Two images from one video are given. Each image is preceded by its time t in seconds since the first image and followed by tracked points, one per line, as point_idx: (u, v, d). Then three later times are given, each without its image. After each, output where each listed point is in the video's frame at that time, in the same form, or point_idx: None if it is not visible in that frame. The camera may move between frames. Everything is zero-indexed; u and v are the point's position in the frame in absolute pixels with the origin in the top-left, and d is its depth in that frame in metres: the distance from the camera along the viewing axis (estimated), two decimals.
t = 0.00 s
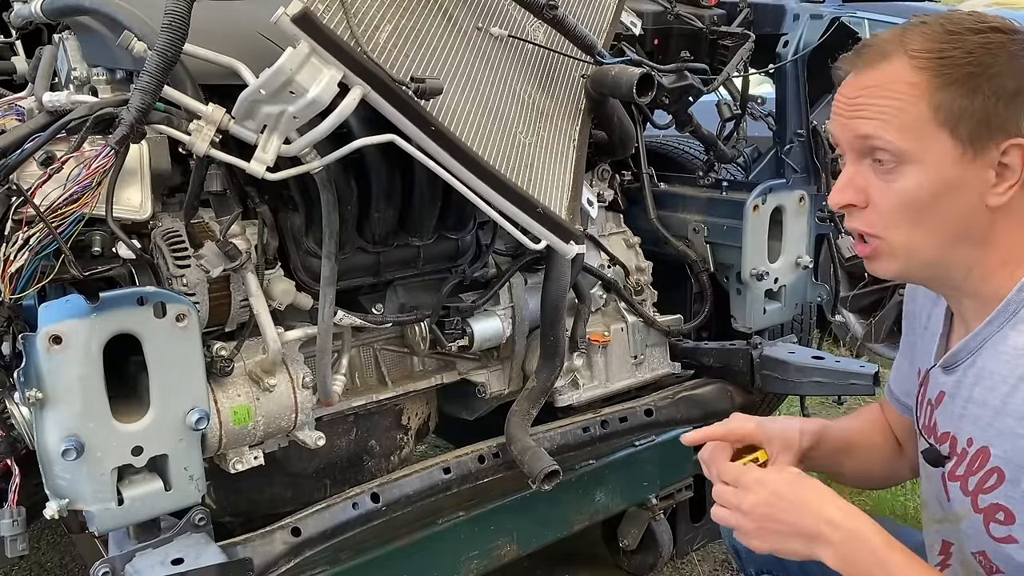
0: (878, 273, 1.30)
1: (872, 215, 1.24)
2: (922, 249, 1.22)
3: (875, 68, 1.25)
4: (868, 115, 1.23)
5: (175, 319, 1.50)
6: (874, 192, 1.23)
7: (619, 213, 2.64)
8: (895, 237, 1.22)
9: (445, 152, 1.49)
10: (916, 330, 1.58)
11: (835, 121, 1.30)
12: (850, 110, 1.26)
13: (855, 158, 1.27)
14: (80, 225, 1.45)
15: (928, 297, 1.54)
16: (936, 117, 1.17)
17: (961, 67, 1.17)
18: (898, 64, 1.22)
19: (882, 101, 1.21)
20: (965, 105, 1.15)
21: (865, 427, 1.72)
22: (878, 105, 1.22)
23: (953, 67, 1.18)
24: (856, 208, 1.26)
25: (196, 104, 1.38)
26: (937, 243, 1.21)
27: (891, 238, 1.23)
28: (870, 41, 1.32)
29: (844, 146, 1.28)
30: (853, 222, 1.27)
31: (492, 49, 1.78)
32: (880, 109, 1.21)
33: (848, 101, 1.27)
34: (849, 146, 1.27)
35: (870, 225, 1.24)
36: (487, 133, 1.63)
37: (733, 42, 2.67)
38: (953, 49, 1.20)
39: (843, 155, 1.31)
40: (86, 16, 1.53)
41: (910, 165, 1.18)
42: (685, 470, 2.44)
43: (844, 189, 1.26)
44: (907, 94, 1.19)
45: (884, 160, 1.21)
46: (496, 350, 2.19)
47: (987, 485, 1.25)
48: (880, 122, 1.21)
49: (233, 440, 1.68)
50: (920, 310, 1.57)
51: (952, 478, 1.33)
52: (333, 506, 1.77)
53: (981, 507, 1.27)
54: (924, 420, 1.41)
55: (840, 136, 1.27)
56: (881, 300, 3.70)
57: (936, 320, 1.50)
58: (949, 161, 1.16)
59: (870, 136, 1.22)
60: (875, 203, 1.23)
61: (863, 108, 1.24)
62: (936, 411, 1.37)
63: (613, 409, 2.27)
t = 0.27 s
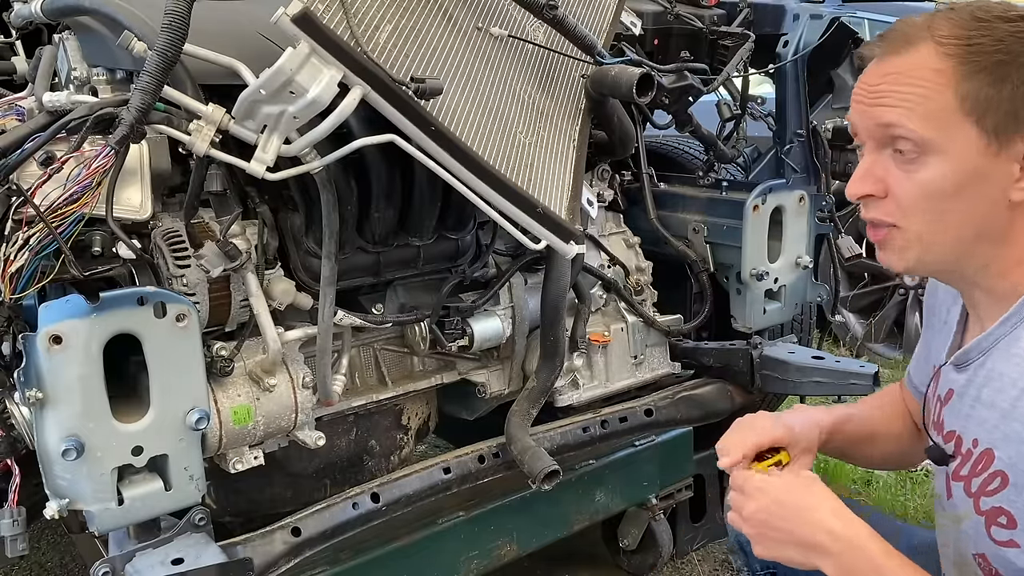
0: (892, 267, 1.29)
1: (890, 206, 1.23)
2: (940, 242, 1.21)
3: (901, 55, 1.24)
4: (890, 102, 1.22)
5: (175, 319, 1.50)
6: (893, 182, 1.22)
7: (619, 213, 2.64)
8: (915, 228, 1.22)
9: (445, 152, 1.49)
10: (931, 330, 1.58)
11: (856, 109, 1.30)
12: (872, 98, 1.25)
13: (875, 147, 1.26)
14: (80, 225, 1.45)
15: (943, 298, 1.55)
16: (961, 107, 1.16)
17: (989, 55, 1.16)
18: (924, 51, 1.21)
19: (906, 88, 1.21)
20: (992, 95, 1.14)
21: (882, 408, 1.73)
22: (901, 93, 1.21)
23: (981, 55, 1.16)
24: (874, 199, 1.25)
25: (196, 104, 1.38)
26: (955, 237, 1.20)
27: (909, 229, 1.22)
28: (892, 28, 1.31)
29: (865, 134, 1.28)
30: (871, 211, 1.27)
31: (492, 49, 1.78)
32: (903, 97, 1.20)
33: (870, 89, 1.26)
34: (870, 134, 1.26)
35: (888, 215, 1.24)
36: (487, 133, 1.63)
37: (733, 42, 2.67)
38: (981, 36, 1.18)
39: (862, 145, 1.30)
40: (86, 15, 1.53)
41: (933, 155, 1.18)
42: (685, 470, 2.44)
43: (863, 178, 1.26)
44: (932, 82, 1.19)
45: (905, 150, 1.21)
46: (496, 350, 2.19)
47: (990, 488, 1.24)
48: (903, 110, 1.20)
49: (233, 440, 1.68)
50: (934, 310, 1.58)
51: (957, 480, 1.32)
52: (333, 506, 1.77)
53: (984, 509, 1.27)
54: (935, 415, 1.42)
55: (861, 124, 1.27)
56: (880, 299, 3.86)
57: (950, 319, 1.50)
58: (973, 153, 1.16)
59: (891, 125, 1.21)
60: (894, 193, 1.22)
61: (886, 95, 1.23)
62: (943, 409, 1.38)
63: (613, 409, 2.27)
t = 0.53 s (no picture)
0: (908, 280, 1.29)
1: (906, 220, 1.24)
2: (960, 255, 1.21)
3: (915, 65, 1.23)
4: (904, 115, 1.22)
5: (175, 319, 1.50)
6: (908, 197, 1.22)
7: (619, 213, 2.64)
8: (933, 242, 1.21)
9: (445, 152, 1.49)
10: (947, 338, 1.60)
11: (869, 123, 1.30)
12: (887, 110, 1.25)
13: (891, 161, 1.26)
14: (80, 225, 1.45)
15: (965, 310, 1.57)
16: (977, 120, 1.15)
17: (1006, 65, 1.15)
18: (939, 62, 1.20)
19: (919, 102, 1.20)
20: (1009, 107, 1.13)
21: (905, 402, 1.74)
22: (916, 106, 1.20)
23: (997, 66, 1.15)
24: (890, 213, 1.25)
25: (196, 104, 1.38)
26: (974, 250, 1.20)
27: (925, 244, 1.22)
28: (907, 37, 1.30)
29: (880, 147, 1.28)
30: (887, 225, 1.27)
31: (492, 49, 1.78)
32: (918, 110, 1.20)
33: (884, 101, 1.26)
34: (884, 149, 1.26)
35: (904, 229, 1.24)
36: (487, 133, 1.63)
37: (733, 42, 2.67)
38: (998, 45, 1.17)
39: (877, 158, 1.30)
40: (86, 15, 1.53)
41: (949, 170, 1.17)
42: (685, 470, 2.44)
43: (878, 192, 1.26)
44: (946, 95, 1.18)
45: (921, 164, 1.21)
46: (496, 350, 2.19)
47: (1012, 502, 1.24)
48: (917, 124, 1.20)
49: (233, 440, 1.68)
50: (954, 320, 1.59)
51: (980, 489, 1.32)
52: (333, 506, 1.77)
53: (1004, 523, 1.26)
54: (955, 422, 1.41)
55: (876, 137, 1.27)
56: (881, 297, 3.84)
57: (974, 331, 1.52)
58: (989, 168, 1.15)
59: (905, 140, 1.21)
60: (911, 208, 1.22)
61: (901, 109, 1.22)
62: (965, 416, 1.37)
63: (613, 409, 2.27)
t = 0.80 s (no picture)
0: (982, 285, 1.16)
1: (984, 226, 1.09)
2: None
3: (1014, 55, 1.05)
4: (991, 115, 1.05)
5: (175, 319, 1.50)
6: (988, 203, 1.07)
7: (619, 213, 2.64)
8: (1010, 255, 1.08)
9: (445, 152, 1.49)
10: (964, 330, 1.39)
11: (953, 112, 1.13)
12: (974, 104, 1.08)
13: (970, 161, 1.10)
14: (80, 225, 1.45)
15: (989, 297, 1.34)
16: None
17: None
18: None
19: (1010, 101, 1.04)
20: None
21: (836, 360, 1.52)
22: (1006, 105, 1.04)
23: None
24: (965, 217, 1.11)
25: (196, 104, 1.38)
26: None
27: (1001, 256, 1.09)
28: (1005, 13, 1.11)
29: (960, 142, 1.12)
30: (960, 230, 1.12)
31: (492, 49, 1.78)
32: (1008, 109, 1.04)
33: (971, 93, 1.09)
34: (965, 146, 1.10)
35: (978, 238, 1.10)
36: (487, 133, 1.63)
37: (733, 42, 2.67)
38: None
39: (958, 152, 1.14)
40: (86, 15, 1.53)
41: None
42: (685, 470, 2.44)
43: (953, 194, 1.11)
44: None
45: (1006, 170, 1.05)
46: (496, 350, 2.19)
47: None
48: (1005, 127, 1.03)
49: (233, 440, 1.68)
50: (969, 307, 1.38)
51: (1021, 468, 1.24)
52: (333, 506, 1.80)
53: None
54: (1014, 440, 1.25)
55: (958, 133, 1.10)
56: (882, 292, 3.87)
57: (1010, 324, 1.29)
58: None
59: (990, 142, 1.05)
60: (990, 213, 1.08)
61: (989, 106, 1.06)
62: None
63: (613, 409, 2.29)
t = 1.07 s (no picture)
0: (998, 303, 1.13)
1: (1005, 246, 1.07)
2: None
3: None
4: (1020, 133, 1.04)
5: (175, 319, 1.50)
6: (1011, 223, 1.06)
7: (619, 213, 2.65)
8: None
9: (445, 152, 1.49)
10: (927, 318, 1.36)
11: (976, 126, 1.11)
12: (1001, 121, 1.07)
13: (992, 179, 1.08)
14: (80, 225, 1.45)
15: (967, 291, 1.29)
16: None
17: None
18: None
19: None
20: None
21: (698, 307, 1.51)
22: None
23: None
24: (985, 236, 1.09)
25: (196, 104, 1.38)
26: None
27: None
28: None
29: (982, 160, 1.10)
30: (980, 247, 1.10)
31: (492, 49, 1.78)
32: None
33: (997, 109, 1.07)
34: (989, 165, 1.08)
35: (1000, 257, 1.08)
36: (487, 133, 1.63)
37: (733, 42, 2.67)
38: None
39: (980, 168, 1.12)
40: (86, 16, 1.53)
41: None
42: (685, 470, 2.44)
43: (974, 213, 1.09)
44: None
45: None
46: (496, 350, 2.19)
47: None
48: None
49: (233, 440, 1.68)
50: (939, 295, 1.33)
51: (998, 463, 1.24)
52: (333, 506, 1.78)
53: None
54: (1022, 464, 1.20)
55: (981, 151, 1.09)
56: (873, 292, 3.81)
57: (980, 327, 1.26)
58: None
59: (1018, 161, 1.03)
60: (1011, 233, 1.06)
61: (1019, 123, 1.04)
62: None
63: (613, 409, 2.28)
